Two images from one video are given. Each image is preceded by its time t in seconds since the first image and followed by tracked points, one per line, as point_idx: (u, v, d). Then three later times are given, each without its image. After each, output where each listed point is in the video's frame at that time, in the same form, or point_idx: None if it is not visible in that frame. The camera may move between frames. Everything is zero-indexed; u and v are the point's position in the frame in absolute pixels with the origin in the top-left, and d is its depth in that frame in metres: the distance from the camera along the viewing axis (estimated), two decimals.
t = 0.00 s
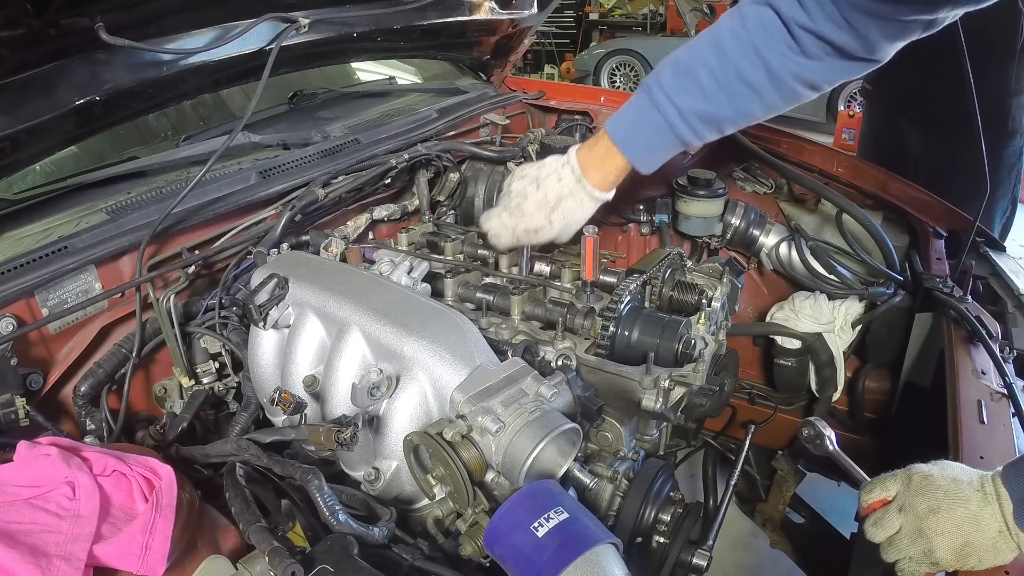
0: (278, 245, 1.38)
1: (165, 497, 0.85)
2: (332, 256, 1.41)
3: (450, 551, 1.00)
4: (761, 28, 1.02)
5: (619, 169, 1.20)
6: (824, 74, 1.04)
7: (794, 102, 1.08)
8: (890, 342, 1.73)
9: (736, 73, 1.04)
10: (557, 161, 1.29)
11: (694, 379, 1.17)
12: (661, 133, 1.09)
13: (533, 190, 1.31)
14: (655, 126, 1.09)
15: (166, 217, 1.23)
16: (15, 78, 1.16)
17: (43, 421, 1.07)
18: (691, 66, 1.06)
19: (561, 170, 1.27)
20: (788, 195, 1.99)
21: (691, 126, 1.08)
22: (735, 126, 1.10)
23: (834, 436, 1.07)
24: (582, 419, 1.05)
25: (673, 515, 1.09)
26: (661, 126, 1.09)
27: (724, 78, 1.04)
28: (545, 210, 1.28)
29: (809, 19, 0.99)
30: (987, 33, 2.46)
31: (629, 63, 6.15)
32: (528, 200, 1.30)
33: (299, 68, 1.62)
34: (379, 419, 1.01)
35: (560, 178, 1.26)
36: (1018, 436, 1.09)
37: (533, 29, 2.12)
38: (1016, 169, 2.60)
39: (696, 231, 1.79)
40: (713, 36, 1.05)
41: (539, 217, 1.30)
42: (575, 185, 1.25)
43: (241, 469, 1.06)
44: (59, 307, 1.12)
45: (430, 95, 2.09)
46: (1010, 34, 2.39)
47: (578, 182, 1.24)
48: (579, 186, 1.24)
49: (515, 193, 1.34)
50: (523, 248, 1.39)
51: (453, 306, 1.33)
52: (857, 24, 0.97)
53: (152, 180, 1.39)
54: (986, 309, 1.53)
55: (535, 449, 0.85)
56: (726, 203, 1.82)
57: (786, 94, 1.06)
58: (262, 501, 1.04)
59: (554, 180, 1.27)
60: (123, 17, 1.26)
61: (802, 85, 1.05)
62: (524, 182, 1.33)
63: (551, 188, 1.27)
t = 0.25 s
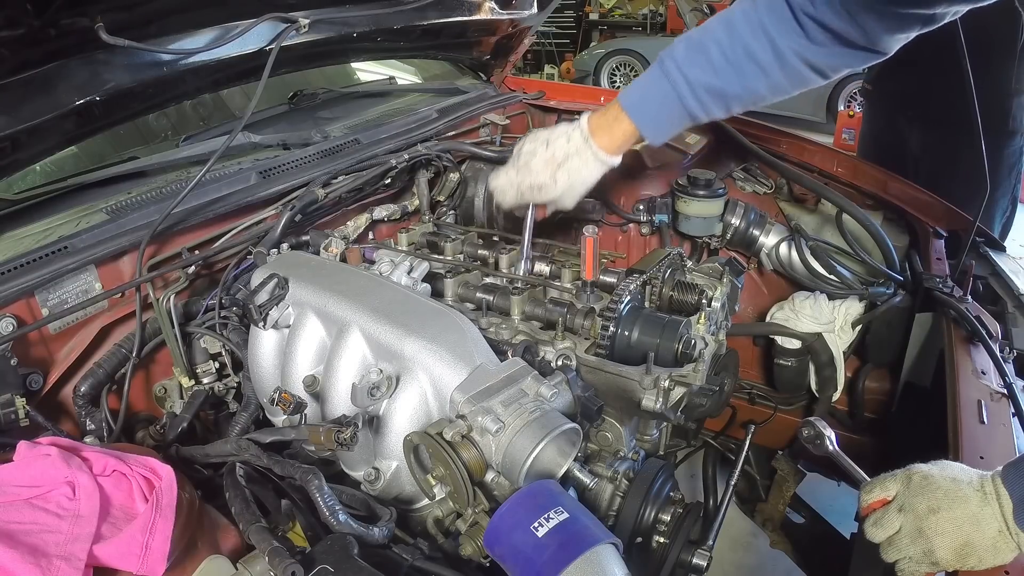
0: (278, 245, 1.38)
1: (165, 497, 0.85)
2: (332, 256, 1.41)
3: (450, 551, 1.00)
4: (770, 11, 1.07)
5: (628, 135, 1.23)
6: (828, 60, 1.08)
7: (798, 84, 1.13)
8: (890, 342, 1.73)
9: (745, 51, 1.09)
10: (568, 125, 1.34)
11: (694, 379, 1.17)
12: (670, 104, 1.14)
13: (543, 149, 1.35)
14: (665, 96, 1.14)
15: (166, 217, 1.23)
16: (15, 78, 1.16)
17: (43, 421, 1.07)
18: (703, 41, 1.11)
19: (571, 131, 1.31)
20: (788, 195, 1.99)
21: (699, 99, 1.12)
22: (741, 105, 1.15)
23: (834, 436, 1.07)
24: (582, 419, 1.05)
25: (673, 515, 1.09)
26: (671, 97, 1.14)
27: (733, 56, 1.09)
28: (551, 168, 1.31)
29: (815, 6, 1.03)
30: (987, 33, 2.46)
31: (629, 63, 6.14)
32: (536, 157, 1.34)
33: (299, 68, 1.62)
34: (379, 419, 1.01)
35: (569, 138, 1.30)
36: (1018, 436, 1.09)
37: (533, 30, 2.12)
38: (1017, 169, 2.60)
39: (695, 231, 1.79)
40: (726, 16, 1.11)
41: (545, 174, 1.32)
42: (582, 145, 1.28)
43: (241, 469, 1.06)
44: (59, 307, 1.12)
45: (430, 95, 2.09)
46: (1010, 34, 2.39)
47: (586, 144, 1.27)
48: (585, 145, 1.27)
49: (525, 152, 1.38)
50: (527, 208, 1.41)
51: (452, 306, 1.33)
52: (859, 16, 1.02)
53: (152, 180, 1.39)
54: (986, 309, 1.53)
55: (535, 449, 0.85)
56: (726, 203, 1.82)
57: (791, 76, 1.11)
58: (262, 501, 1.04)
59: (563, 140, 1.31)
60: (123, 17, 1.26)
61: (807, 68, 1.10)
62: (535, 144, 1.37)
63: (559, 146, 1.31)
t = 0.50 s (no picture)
0: (278, 245, 1.38)
1: (165, 497, 0.85)
2: (332, 256, 1.41)
3: (450, 551, 1.00)
4: (784, 9, 1.11)
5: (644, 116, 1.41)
6: (838, 59, 1.10)
7: (810, 81, 1.15)
8: (889, 341, 1.73)
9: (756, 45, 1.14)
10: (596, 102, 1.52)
11: (694, 379, 1.17)
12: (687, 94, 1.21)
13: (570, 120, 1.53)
14: (683, 86, 1.21)
15: (166, 217, 1.23)
16: (15, 78, 1.16)
17: (43, 421, 1.07)
18: (720, 35, 1.16)
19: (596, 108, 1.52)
20: (788, 196, 1.99)
21: (710, 88, 1.18)
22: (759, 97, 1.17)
23: (834, 436, 1.07)
24: (582, 419, 1.05)
25: (673, 515, 1.09)
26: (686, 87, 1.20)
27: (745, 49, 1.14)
28: (573, 137, 1.51)
29: (821, 6, 1.07)
30: (987, 33, 2.46)
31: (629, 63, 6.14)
32: (562, 126, 1.54)
33: (299, 68, 1.62)
34: (379, 419, 1.01)
35: (593, 113, 1.51)
36: (1018, 437, 1.09)
37: (533, 30, 2.12)
38: (1017, 169, 2.60)
39: (695, 230, 1.79)
40: (743, 13, 1.16)
41: (567, 141, 1.52)
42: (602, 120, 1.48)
43: (241, 469, 1.06)
44: (59, 307, 1.12)
45: (430, 95, 2.09)
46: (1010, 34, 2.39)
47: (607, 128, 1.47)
48: (605, 121, 1.46)
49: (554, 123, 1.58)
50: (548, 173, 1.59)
51: (453, 306, 1.33)
52: (864, 16, 1.04)
53: (152, 180, 1.39)
54: (986, 309, 1.52)
55: (535, 449, 0.85)
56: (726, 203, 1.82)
57: (801, 72, 1.13)
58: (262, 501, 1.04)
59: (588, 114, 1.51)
60: (123, 17, 1.26)
61: (819, 66, 1.12)
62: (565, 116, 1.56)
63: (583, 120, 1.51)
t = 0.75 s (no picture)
0: (278, 245, 1.39)
1: (165, 497, 0.85)
2: (332, 256, 1.41)
3: (450, 551, 1.00)
4: (806, 30, 1.11)
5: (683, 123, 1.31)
6: (857, 78, 1.09)
7: (832, 102, 1.14)
8: (889, 342, 1.74)
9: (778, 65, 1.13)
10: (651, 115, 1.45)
11: (694, 379, 1.17)
12: (709, 111, 1.20)
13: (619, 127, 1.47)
14: (707, 104, 1.21)
15: (166, 217, 1.23)
16: (15, 78, 1.16)
17: (43, 421, 1.07)
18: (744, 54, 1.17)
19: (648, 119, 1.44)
20: (788, 195, 1.99)
21: (732, 105, 1.17)
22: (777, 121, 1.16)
23: (834, 437, 1.07)
24: (582, 419, 1.05)
25: (673, 515, 1.09)
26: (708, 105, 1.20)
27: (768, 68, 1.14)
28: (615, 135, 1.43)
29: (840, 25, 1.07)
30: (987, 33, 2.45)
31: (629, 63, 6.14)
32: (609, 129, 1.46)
33: (299, 68, 1.62)
34: (379, 419, 1.01)
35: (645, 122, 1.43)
36: (1018, 436, 1.09)
37: (533, 30, 2.12)
38: (1017, 169, 2.60)
39: (696, 230, 1.78)
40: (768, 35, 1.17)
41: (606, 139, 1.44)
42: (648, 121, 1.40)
43: (241, 469, 1.06)
44: (59, 307, 1.12)
45: (430, 95, 2.09)
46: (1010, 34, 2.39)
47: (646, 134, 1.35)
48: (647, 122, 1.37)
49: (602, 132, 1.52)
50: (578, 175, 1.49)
51: (453, 306, 1.33)
52: (872, 30, 1.04)
53: (152, 180, 1.39)
54: (986, 309, 1.52)
55: (535, 449, 0.85)
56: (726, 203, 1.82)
57: (823, 94, 1.12)
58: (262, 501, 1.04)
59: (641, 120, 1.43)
60: (123, 17, 1.26)
61: (841, 88, 1.11)
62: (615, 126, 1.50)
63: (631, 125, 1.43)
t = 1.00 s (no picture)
0: (278, 245, 1.39)
1: (165, 497, 0.85)
2: (332, 256, 1.41)
3: (450, 551, 1.00)
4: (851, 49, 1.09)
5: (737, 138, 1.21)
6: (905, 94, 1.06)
7: (878, 121, 1.10)
8: (889, 342, 1.74)
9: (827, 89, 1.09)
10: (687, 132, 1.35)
11: (694, 379, 1.17)
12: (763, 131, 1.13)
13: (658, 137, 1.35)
14: (751, 120, 1.14)
15: (166, 217, 1.23)
16: (15, 78, 1.16)
17: (43, 421, 1.07)
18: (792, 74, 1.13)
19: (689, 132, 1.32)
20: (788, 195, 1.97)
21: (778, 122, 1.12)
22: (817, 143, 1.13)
23: (833, 438, 1.07)
24: (582, 419, 1.05)
25: (673, 515, 1.09)
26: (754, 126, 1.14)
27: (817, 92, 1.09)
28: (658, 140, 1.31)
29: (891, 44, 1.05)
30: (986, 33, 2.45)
31: (629, 63, 6.13)
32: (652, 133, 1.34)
33: (299, 68, 1.62)
34: (379, 419, 1.01)
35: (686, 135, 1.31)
36: (1018, 436, 1.09)
37: (533, 30, 2.12)
38: (1017, 169, 2.60)
39: (696, 231, 1.78)
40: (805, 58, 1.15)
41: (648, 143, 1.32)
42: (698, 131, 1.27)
43: (241, 469, 1.06)
44: (59, 307, 1.12)
45: (430, 95, 2.09)
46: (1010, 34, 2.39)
47: (692, 138, 1.22)
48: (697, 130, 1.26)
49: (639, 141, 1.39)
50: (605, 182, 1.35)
51: (453, 306, 1.33)
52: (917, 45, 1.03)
53: (152, 180, 1.39)
54: (986, 309, 1.52)
55: (535, 449, 0.85)
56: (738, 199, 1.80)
57: (869, 110, 1.08)
58: (262, 501, 1.04)
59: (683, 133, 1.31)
60: (123, 17, 1.26)
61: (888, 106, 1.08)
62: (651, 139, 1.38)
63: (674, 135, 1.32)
